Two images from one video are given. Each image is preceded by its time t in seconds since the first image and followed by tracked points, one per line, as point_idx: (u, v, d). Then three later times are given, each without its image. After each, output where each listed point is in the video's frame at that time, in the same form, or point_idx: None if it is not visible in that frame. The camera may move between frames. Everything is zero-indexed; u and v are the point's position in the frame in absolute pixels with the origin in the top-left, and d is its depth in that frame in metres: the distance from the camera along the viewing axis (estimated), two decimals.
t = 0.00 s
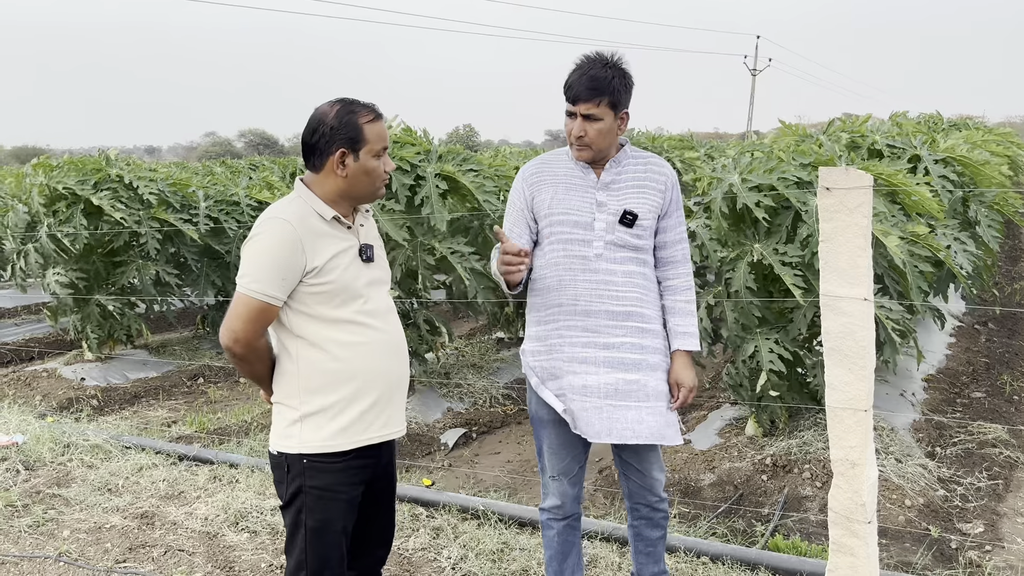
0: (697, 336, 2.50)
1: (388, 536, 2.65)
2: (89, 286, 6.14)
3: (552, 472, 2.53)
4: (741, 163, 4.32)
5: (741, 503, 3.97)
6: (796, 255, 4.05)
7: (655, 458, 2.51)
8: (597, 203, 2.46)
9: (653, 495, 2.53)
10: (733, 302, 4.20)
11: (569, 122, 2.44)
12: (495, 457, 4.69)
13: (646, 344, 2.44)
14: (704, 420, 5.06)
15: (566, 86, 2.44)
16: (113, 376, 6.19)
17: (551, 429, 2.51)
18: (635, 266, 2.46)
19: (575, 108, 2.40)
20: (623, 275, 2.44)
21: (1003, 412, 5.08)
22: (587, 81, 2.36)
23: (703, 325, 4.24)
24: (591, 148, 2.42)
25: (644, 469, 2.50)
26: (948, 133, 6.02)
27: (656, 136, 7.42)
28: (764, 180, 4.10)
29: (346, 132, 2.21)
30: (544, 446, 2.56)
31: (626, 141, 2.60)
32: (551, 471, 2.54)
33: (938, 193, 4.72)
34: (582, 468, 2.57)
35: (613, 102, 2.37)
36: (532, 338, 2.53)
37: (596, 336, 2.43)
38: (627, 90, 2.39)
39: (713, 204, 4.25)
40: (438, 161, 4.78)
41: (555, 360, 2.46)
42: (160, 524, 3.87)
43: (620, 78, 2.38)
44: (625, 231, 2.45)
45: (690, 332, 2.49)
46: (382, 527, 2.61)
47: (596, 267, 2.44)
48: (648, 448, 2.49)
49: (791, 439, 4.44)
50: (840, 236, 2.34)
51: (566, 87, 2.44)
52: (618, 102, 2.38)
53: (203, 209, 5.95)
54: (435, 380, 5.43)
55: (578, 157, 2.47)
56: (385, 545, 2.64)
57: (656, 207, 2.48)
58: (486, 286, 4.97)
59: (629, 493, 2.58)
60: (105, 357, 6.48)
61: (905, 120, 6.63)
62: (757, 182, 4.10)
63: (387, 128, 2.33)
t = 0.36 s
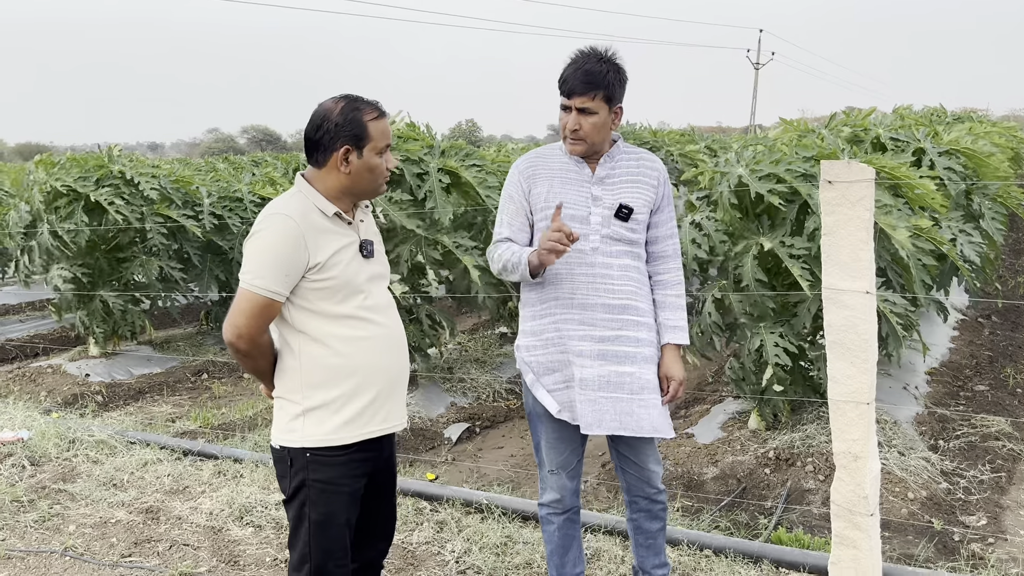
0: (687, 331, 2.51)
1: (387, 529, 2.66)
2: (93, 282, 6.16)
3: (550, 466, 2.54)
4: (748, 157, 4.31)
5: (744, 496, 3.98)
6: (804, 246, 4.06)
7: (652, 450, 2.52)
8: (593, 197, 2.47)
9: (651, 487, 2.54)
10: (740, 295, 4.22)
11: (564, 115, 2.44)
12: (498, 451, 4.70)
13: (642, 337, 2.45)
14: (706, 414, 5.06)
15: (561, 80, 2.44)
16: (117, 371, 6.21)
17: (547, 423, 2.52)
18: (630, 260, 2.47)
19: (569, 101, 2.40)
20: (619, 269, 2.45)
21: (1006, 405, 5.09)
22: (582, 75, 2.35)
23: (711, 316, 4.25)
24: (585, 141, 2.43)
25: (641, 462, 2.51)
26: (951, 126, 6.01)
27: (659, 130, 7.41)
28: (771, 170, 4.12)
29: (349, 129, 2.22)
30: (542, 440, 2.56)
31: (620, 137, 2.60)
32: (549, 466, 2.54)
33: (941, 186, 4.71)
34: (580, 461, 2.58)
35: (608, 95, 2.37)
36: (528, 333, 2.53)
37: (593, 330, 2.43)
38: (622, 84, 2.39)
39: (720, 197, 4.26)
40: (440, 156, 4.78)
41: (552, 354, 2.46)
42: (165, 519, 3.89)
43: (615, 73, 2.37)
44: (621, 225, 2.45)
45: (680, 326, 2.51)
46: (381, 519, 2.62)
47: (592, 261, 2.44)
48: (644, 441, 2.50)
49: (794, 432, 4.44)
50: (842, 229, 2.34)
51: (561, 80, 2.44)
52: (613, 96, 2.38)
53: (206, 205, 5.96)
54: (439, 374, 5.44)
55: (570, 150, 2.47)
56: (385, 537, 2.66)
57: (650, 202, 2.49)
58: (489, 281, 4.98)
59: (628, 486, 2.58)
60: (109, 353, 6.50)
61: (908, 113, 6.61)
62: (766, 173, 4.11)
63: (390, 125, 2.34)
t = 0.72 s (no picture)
0: (687, 321, 2.52)
1: (388, 520, 2.67)
2: (96, 276, 6.17)
3: (552, 456, 2.54)
4: (753, 148, 4.29)
5: (747, 487, 3.99)
6: (807, 238, 4.05)
7: (652, 441, 2.52)
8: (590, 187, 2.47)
9: (652, 477, 2.55)
10: (743, 287, 4.22)
11: (554, 101, 2.44)
12: (501, 443, 4.71)
13: (643, 328, 2.45)
14: (709, 405, 5.07)
15: (548, 69, 2.45)
16: (121, 365, 6.22)
17: (548, 413, 2.53)
18: (629, 251, 2.47)
19: (558, 86, 2.41)
20: (618, 260, 2.45)
21: (1009, 396, 5.09)
22: (566, 58, 2.38)
23: (711, 309, 4.22)
24: (579, 124, 2.42)
25: (641, 452, 2.52)
26: (955, 117, 6.00)
27: (662, 122, 7.39)
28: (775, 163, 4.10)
29: (347, 120, 2.21)
30: (542, 431, 2.57)
31: (618, 127, 2.59)
32: (550, 456, 2.55)
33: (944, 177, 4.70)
34: (581, 452, 2.59)
35: (594, 76, 2.38)
36: (529, 325, 2.53)
37: (593, 321, 2.43)
38: (608, 66, 2.41)
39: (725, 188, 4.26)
40: (442, 149, 4.78)
41: (553, 346, 2.47)
42: (169, 512, 3.90)
43: (599, 53, 2.40)
44: (620, 216, 2.43)
45: (681, 316, 2.51)
46: (383, 510, 2.63)
47: (591, 252, 2.44)
48: (644, 432, 2.51)
49: (797, 424, 4.45)
50: (845, 220, 2.33)
51: (548, 70, 2.45)
52: (600, 77, 2.39)
53: (208, 199, 5.97)
54: (442, 367, 5.45)
55: (567, 136, 2.47)
56: (386, 528, 2.67)
57: (648, 192, 2.49)
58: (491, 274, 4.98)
59: (628, 477, 2.59)
60: (113, 347, 6.51)
61: (911, 104, 6.59)
62: (771, 165, 4.10)
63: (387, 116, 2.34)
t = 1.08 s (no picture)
0: (699, 310, 2.50)
1: (389, 512, 2.67)
2: (98, 270, 6.18)
3: (560, 447, 2.54)
4: (756, 139, 4.28)
5: (749, 479, 3.99)
6: (812, 229, 4.05)
7: (662, 433, 2.53)
8: (599, 179, 2.46)
9: (659, 469, 2.56)
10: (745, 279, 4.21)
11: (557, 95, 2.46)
12: (503, 436, 4.72)
13: (653, 318, 2.44)
14: (711, 398, 5.07)
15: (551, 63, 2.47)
16: (124, 359, 6.24)
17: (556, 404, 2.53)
18: (639, 242, 2.47)
19: (559, 79, 2.42)
20: (628, 251, 2.45)
21: (1011, 387, 5.09)
22: (565, 50, 2.41)
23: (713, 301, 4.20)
24: (581, 113, 2.41)
25: (651, 443, 2.52)
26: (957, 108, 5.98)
27: (664, 113, 7.37)
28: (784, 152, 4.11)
29: (343, 111, 2.21)
30: (551, 423, 2.57)
31: (626, 118, 2.59)
32: (559, 447, 2.55)
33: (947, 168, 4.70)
34: (589, 444, 2.58)
35: (593, 65, 2.38)
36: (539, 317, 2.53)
37: (603, 312, 2.43)
38: (608, 55, 2.41)
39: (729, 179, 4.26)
40: (443, 141, 4.77)
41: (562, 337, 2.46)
42: (172, 505, 3.92)
43: (598, 44, 2.41)
44: (628, 207, 2.44)
45: (693, 305, 2.49)
46: (385, 502, 2.64)
47: (600, 244, 2.45)
48: (655, 423, 2.51)
49: (799, 416, 4.45)
50: (847, 212, 2.33)
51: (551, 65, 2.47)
52: (600, 66, 2.39)
53: (209, 192, 5.97)
54: (443, 360, 5.46)
55: (573, 128, 2.46)
56: (387, 520, 2.67)
57: (658, 182, 2.47)
58: (493, 266, 4.98)
59: (636, 467, 2.59)
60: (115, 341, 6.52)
61: (913, 95, 6.58)
62: (779, 154, 4.11)
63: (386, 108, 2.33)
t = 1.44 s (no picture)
0: (718, 303, 2.49)
1: (391, 507, 2.67)
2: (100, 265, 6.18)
3: (571, 441, 2.54)
4: (757, 134, 4.26)
5: (751, 473, 3.99)
6: (814, 222, 4.03)
7: (674, 427, 2.53)
8: (610, 173, 2.46)
9: (668, 464, 2.56)
10: (748, 273, 4.21)
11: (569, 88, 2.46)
12: (505, 430, 4.72)
13: (666, 312, 2.44)
14: (713, 392, 5.07)
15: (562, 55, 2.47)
16: (125, 354, 6.24)
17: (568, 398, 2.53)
18: (652, 235, 2.46)
19: (569, 72, 2.42)
20: (641, 244, 2.44)
21: (1013, 381, 5.09)
22: (578, 42, 2.39)
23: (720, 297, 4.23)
24: (593, 107, 2.41)
25: (663, 438, 2.52)
26: (960, 101, 5.97)
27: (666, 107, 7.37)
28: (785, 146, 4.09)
29: (343, 106, 2.21)
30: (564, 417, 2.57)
31: (640, 111, 2.58)
32: (569, 441, 2.55)
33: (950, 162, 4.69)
34: (600, 439, 2.58)
35: (605, 58, 2.37)
36: (551, 311, 2.52)
37: (616, 306, 2.43)
38: (621, 47, 2.40)
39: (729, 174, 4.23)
40: (444, 136, 4.76)
41: (574, 332, 2.46)
42: (175, 500, 3.92)
43: (612, 36, 2.39)
44: (639, 200, 2.44)
45: (712, 298, 2.49)
46: (387, 496, 2.63)
47: (613, 238, 2.44)
48: (666, 416, 2.51)
49: (802, 410, 4.45)
50: (850, 206, 2.33)
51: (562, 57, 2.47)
52: (611, 59, 2.38)
53: (211, 186, 5.96)
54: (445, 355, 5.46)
55: (585, 121, 2.46)
56: (389, 515, 2.67)
57: (672, 174, 2.46)
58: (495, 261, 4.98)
59: (645, 461, 2.59)
60: (117, 336, 6.52)
61: (916, 88, 6.57)
62: (779, 148, 4.09)
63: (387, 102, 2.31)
